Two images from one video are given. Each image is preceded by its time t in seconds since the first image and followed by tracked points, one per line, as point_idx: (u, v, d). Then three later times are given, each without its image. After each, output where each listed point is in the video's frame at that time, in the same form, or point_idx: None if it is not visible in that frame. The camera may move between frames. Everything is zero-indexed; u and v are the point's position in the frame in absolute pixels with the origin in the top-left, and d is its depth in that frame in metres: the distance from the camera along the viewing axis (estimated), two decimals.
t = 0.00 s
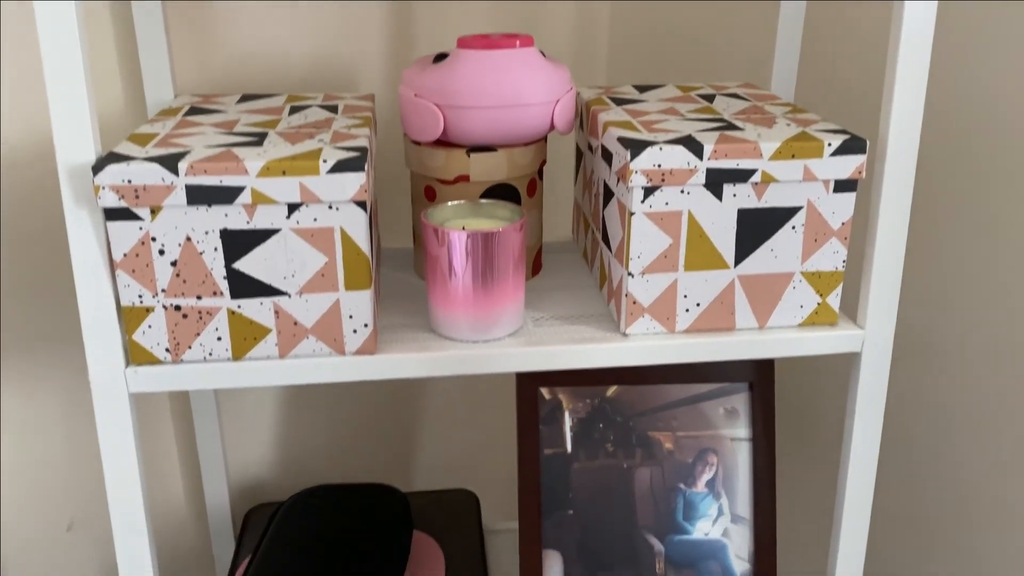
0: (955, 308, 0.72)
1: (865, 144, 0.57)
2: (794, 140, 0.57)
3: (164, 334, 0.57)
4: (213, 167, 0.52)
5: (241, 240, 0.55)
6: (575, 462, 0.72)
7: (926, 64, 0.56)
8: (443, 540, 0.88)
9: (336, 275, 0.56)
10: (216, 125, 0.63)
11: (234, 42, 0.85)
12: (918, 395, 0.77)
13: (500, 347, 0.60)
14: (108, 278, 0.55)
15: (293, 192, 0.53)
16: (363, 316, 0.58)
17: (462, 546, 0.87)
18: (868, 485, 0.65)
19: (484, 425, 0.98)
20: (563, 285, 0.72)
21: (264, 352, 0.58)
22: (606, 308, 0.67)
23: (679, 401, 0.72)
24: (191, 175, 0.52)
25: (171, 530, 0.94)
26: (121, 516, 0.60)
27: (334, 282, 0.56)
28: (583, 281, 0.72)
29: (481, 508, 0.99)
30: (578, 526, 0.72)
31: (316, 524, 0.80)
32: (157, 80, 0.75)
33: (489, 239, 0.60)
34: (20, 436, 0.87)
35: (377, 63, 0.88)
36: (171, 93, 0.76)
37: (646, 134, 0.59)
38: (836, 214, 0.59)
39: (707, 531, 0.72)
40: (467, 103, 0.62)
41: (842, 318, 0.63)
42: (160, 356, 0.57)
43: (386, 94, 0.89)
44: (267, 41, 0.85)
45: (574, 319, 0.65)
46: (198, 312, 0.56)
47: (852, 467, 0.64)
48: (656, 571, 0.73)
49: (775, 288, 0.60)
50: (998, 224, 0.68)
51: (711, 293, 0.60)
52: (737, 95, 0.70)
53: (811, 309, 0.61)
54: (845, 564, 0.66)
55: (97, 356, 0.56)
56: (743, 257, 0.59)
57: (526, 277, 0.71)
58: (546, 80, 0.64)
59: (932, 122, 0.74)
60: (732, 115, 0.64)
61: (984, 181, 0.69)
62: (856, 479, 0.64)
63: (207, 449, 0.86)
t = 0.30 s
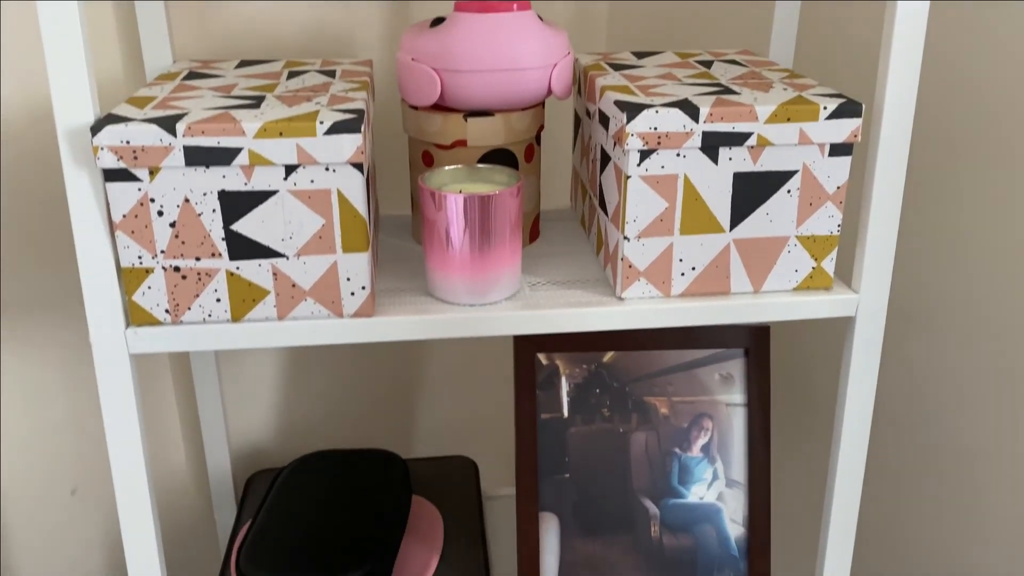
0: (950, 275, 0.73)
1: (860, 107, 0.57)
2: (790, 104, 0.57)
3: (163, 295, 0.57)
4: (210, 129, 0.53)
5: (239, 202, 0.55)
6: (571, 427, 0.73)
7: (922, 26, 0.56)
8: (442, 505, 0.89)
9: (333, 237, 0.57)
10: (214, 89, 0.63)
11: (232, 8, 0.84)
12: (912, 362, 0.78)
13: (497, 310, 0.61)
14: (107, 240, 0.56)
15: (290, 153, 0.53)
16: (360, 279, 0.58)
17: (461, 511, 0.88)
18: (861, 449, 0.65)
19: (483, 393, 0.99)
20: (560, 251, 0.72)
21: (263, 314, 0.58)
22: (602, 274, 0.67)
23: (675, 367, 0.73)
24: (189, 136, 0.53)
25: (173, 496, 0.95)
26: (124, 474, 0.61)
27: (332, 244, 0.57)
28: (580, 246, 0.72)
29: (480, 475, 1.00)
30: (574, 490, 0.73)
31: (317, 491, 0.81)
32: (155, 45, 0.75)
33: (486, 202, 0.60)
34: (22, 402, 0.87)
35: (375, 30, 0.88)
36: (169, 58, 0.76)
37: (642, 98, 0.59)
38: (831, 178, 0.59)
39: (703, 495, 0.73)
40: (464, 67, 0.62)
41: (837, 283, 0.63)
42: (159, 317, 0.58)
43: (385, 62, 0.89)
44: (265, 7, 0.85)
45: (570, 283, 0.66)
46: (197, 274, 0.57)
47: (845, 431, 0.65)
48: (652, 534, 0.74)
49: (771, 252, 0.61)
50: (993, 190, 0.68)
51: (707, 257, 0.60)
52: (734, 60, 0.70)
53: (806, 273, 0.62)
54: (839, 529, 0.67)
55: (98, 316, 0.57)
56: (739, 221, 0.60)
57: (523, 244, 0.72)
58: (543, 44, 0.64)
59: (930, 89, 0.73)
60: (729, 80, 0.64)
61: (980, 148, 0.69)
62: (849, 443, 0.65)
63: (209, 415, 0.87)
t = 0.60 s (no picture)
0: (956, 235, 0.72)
1: (868, 59, 0.56)
2: (797, 55, 0.56)
3: (164, 248, 0.57)
4: (210, 78, 0.52)
5: (239, 153, 0.55)
6: (574, 386, 0.73)
7: None
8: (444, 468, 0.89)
9: (334, 190, 0.56)
10: (213, 42, 0.62)
11: None
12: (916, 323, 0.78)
13: (499, 266, 0.60)
14: (107, 192, 0.55)
15: (290, 103, 0.53)
16: (361, 234, 0.58)
17: (463, 473, 0.88)
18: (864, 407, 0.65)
19: (486, 357, 0.99)
20: (563, 209, 0.72)
21: (264, 268, 0.58)
22: (606, 231, 0.66)
23: (678, 326, 0.72)
24: (188, 85, 0.52)
25: (177, 458, 0.95)
26: (126, 428, 0.61)
27: (332, 197, 0.56)
28: (583, 204, 0.72)
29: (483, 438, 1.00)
30: (576, 448, 0.73)
31: (319, 451, 0.81)
32: None
33: (488, 155, 0.60)
34: (23, 359, 0.86)
35: None
36: (168, 13, 0.75)
37: (647, 50, 0.58)
38: (838, 132, 0.58)
39: (704, 455, 0.73)
40: (467, 19, 0.61)
41: (842, 240, 0.63)
42: (160, 271, 0.57)
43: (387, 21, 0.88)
44: None
45: (573, 240, 0.65)
46: (197, 226, 0.56)
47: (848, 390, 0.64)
48: (653, 493, 0.74)
49: (775, 208, 0.60)
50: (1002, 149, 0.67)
51: (711, 213, 0.60)
52: (741, 16, 0.69)
53: (811, 229, 0.61)
54: (840, 488, 0.67)
55: (98, 269, 0.57)
56: (744, 175, 0.59)
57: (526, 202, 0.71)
58: None
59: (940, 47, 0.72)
60: (735, 34, 0.63)
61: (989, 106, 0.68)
62: (852, 403, 0.65)
63: (212, 376, 0.88)
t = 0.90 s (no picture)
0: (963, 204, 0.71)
1: (876, 20, 0.55)
2: (803, 16, 0.55)
3: (159, 213, 0.56)
4: (203, 37, 0.51)
5: (234, 115, 0.54)
6: (574, 356, 0.72)
7: None
8: (443, 439, 0.89)
9: (331, 153, 0.55)
10: (207, 2, 0.61)
11: None
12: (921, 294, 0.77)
13: (498, 232, 0.59)
14: (100, 155, 0.54)
15: (285, 64, 0.52)
16: (359, 198, 0.57)
17: (463, 445, 0.88)
18: (867, 377, 0.65)
19: (485, 328, 0.98)
20: (563, 176, 0.71)
21: (260, 233, 0.57)
22: (607, 197, 0.65)
23: (680, 296, 0.71)
24: (181, 45, 0.51)
25: (176, 430, 0.95)
26: (122, 395, 0.60)
27: (329, 160, 0.55)
28: (584, 171, 0.71)
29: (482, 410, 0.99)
30: (576, 419, 0.73)
31: (318, 422, 0.81)
32: None
33: (487, 119, 0.58)
34: (18, 329, 0.85)
35: None
36: None
37: (650, 10, 0.57)
38: (844, 95, 0.57)
39: (705, 425, 0.73)
40: None
41: (847, 206, 0.62)
42: (155, 236, 0.57)
43: None
44: None
45: (574, 206, 0.64)
46: (192, 190, 0.55)
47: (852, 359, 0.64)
48: (653, 463, 0.73)
49: (780, 172, 0.59)
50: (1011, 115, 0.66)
51: (714, 178, 0.59)
52: None
53: (815, 195, 0.60)
54: (843, 458, 0.67)
55: (92, 233, 0.56)
56: (747, 139, 0.58)
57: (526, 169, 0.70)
58: None
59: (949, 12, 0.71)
60: None
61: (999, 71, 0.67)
62: (855, 372, 0.64)
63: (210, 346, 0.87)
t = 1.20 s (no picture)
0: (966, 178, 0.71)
1: None
2: None
3: (156, 184, 0.56)
4: (198, 5, 0.50)
5: (230, 84, 0.53)
6: (574, 331, 0.71)
7: None
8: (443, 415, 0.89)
9: (328, 124, 0.55)
10: None
11: None
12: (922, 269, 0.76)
13: (496, 205, 0.59)
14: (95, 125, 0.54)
15: (281, 33, 0.51)
16: (356, 169, 0.56)
17: (462, 420, 0.88)
18: (867, 352, 0.64)
19: (485, 304, 0.98)
20: (563, 148, 0.70)
21: (257, 205, 0.57)
22: (607, 170, 0.65)
23: (681, 271, 0.71)
24: (176, 14, 0.50)
25: (176, 406, 0.95)
26: (121, 369, 0.60)
27: (326, 131, 0.55)
28: (583, 144, 0.70)
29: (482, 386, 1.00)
30: (575, 393, 0.73)
31: (316, 397, 0.80)
32: None
33: (486, 90, 0.58)
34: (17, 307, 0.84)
35: None
36: None
37: None
38: (846, 66, 0.57)
39: (705, 399, 0.73)
40: None
41: (848, 178, 0.61)
42: (152, 208, 0.56)
43: None
44: None
45: (573, 179, 0.64)
46: (189, 161, 0.55)
47: (852, 333, 0.64)
48: (653, 438, 0.74)
49: (781, 144, 0.59)
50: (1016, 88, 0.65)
51: (715, 149, 0.58)
52: None
53: (816, 167, 0.60)
54: (843, 432, 0.67)
55: (88, 205, 0.55)
56: (749, 110, 0.57)
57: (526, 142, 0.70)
58: None
59: None
60: None
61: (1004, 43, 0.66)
62: (854, 347, 0.64)
63: (209, 322, 0.87)
